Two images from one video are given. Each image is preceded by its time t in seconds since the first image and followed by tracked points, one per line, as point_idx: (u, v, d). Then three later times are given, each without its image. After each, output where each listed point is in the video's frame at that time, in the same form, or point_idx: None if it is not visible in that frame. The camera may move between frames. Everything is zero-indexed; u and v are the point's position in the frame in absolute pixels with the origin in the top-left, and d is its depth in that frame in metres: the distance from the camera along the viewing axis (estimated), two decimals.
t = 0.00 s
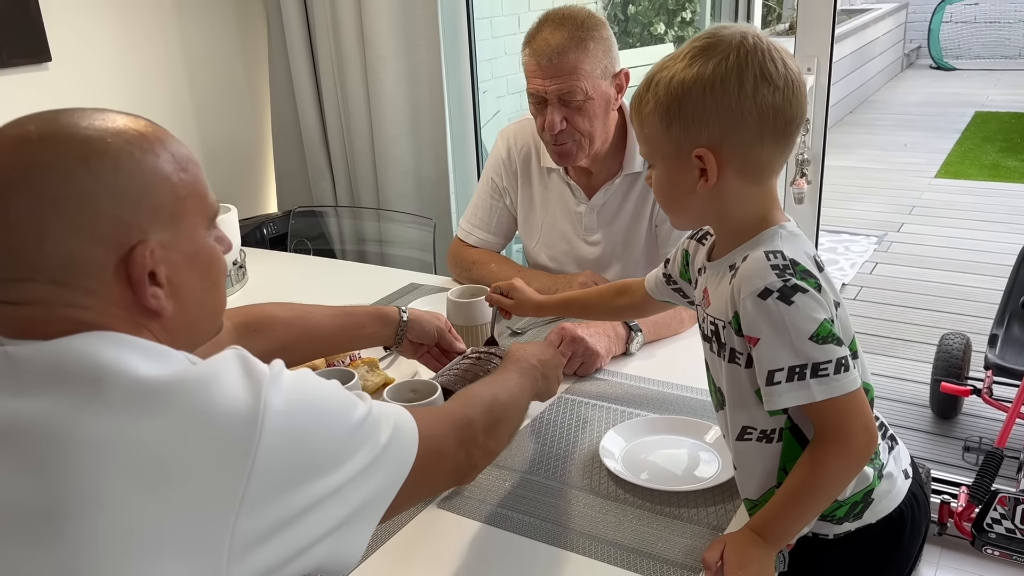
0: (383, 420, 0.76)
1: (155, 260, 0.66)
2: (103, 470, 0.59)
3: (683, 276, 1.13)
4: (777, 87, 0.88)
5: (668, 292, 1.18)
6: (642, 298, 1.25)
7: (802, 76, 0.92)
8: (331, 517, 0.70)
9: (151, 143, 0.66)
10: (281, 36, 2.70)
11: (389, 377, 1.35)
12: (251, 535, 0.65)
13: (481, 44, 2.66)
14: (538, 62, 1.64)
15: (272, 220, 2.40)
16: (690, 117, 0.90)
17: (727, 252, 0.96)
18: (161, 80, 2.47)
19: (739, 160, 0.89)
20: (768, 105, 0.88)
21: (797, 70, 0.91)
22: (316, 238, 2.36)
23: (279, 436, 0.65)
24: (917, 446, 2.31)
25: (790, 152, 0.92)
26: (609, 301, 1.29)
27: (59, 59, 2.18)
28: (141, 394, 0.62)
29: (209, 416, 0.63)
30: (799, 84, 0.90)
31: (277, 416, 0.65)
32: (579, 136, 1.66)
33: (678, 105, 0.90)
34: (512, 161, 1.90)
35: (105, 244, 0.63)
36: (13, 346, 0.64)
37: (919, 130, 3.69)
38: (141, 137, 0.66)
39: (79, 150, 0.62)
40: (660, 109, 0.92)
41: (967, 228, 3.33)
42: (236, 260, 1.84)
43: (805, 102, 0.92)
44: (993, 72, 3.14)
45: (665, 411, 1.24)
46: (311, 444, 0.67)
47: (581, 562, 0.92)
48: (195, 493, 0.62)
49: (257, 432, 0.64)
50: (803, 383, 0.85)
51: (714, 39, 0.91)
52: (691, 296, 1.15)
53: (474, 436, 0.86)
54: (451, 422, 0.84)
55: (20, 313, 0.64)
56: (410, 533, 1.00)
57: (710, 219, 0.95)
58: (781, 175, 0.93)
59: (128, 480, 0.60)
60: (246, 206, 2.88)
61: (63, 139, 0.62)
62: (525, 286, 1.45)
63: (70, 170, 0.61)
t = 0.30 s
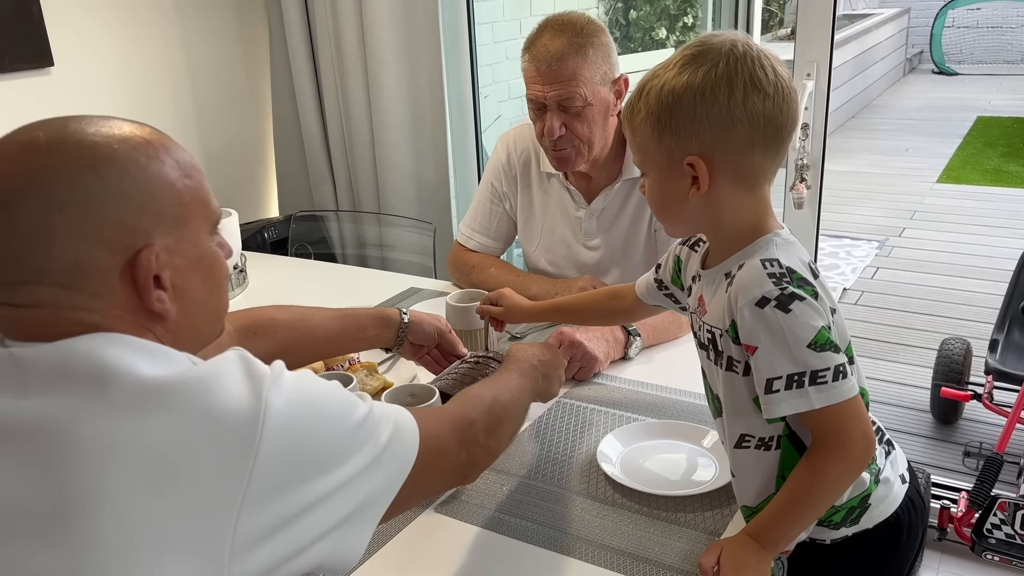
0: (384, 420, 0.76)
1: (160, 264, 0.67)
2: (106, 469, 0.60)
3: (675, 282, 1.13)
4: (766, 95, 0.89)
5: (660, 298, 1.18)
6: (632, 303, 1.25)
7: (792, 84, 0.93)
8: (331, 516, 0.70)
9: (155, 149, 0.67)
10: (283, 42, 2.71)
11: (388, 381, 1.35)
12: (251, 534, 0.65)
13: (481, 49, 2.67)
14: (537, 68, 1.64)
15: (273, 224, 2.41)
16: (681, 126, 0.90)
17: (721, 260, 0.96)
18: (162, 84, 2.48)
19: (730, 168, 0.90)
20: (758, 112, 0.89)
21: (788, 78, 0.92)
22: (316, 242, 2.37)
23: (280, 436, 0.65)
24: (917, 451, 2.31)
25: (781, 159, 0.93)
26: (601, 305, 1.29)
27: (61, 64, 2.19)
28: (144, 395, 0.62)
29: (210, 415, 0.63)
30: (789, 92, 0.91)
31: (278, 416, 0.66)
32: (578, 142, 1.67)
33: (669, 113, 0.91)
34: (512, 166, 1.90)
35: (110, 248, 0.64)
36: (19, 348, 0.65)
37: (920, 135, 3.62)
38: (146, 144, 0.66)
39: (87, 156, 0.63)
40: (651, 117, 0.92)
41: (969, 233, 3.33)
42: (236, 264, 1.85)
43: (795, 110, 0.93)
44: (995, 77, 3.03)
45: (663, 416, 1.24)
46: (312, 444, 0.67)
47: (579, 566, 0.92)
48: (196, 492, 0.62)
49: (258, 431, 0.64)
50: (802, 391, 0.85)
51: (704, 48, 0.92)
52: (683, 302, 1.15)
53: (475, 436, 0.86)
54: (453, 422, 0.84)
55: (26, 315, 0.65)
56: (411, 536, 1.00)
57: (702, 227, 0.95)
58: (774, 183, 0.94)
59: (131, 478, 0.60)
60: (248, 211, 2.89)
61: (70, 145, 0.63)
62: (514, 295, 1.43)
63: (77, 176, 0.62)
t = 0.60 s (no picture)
0: (382, 424, 0.76)
1: (159, 268, 0.67)
2: (106, 469, 0.60)
3: (673, 287, 1.14)
4: (772, 102, 0.89)
5: (657, 301, 1.18)
6: (628, 306, 1.25)
7: (802, 93, 0.93)
8: (330, 518, 0.70)
9: (154, 154, 0.67)
10: (286, 46, 2.73)
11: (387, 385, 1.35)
12: (250, 535, 0.66)
13: (482, 54, 2.67)
14: (537, 73, 1.65)
15: (274, 228, 2.41)
16: (686, 127, 0.91)
17: (723, 265, 0.96)
18: (164, 88, 2.49)
19: (731, 173, 0.90)
20: (762, 120, 0.89)
21: (797, 86, 0.92)
22: (317, 246, 2.37)
23: (278, 437, 0.66)
24: (917, 456, 2.30)
25: (783, 168, 0.92)
26: (598, 308, 1.29)
27: (63, 67, 2.20)
28: (143, 397, 0.62)
29: (209, 417, 0.63)
30: (797, 102, 0.91)
31: (277, 418, 0.66)
32: (577, 146, 1.67)
33: (675, 112, 0.91)
34: (512, 170, 1.91)
35: (111, 252, 0.64)
36: (19, 351, 0.65)
37: (922, 140, 3.61)
38: (146, 149, 0.67)
39: (87, 160, 0.63)
40: (659, 115, 0.93)
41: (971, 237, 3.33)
42: (237, 267, 1.86)
43: (802, 120, 0.92)
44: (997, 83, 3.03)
45: (664, 419, 1.25)
46: (310, 446, 0.68)
47: (577, 569, 0.92)
48: (195, 494, 0.63)
49: (257, 433, 0.65)
50: (807, 397, 0.85)
51: (716, 50, 0.92)
52: (680, 307, 1.15)
53: (473, 439, 0.87)
54: (450, 426, 0.85)
55: (26, 318, 0.65)
56: (409, 538, 1.00)
57: (703, 230, 0.96)
58: (776, 190, 0.94)
59: (130, 479, 0.61)
60: (250, 215, 2.90)
61: (70, 149, 0.63)
62: (516, 295, 1.45)
63: (78, 180, 0.62)
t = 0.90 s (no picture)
0: (384, 434, 0.77)
1: (165, 273, 0.68)
2: (111, 472, 0.61)
3: (674, 290, 1.14)
4: (770, 107, 0.89)
5: (660, 305, 1.19)
6: (635, 310, 1.26)
7: (803, 99, 0.93)
8: (331, 527, 0.71)
9: (161, 159, 0.68)
10: (289, 50, 2.74)
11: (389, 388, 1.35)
12: (252, 542, 0.66)
13: (485, 58, 2.68)
14: (539, 77, 1.65)
15: (276, 231, 2.43)
16: (684, 130, 0.92)
17: (721, 268, 0.96)
18: (167, 91, 2.50)
19: (727, 176, 0.91)
20: (759, 124, 0.89)
21: (798, 92, 0.92)
22: (319, 249, 2.37)
23: (283, 443, 0.66)
24: (919, 460, 2.30)
25: (781, 174, 0.92)
26: (606, 311, 1.30)
27: (67, 71, 2.21)
28: (149, 401, 0.63)
29: (215, 422, 0.64)
30: (796, 108, 0.91)
31: (282, 424, 0.67)
32: (579, 151, 1.68)
33: (674, 114, 0.92)
34: (513, 174, 1.91)
35: (117, 257, 0.65)
36: (24, 355, 0.66)
37: (924, 143, 3.68)
38: (154, 154, 0.67)
39: (95, 165, 0.64)
40: (659, 117, 0.94)
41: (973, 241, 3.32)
42: (239, 270, 1.86)
43: (802, 126, 0.92)
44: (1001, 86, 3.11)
45: (665, 423, 1.25)
46: (314, 453, 0.68)
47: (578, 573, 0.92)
48: (199, 499, 0.63)
49: (262, 439, 0.65)
50: (804, 400, 0.85)
51: (719, 54, 0.93)
52: (681, 310, 1.15)
53: (474, 457, 0.87)
54: (452, 444, 0.85)
55: (31, 321, 0.66)
56: (410, 541, 1.01)
57: (701, 232, 0.96)
58: (774, 194, 0.94)
59: (134, 482, 0.61)
60: (252, 218, 2.91)
61: (78, 154, 0.64)
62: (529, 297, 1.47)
63: (86, 184, 0.63)
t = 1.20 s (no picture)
0: (387, 443, 0.77)
1: (164, 278, 0.68)
2: (112, 478, 0.61)
3: (674, 294, 1.14)
4: (756, 113, 0.90)
5: (661, 308, 1.19)
6: (639, 313, 1.26)
7: (787, 104, 0.94)
8: (331, 535, 0.71)
9: (162, 163, 0.68)
10: (291, 54, 2.75)
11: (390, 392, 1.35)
12: (252, 549, 0.66)
13: (487, 61, 2.69)
14: (541, 80, 1.66)
15: (278, 235, 2.44)
16: (671, 140, 0.92)
17: (717, 275, 0.96)
18: (169, 94, 2.51)
19: (717, 183, 0.91)
20: (746, 130, 0.90)
21: (781, 98, 0.93)
22: (321, 252, 2.37)
23: (286, 450, 0.67)
24: (920, 463, 2.30)
25: (771, 178, 0.93)
26: (610, 313, 1.30)
27: (70, 73, 2.22)
28: (152, 407, 0.63)
29: (217, 429, 0.64)
30: (781, 112, 0.92)
31: (285, 430, 0.67)
32: (581, 153, 1.68)
33: (660, 126, 0.93)
34: (514, 177, 1.92)
35: (116, 262, 0.65)
36: (24, 359, 0.66)
37: (925, 147, 3.73)
38: (154, 158, 0.68)
39: (95, 169, 0.64)
40: (646, 129, 0.94)
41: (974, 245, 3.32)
42: (241, 273, 1.87)
43: (787, 129, 0.93)
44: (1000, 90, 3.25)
45: (665, 425, 1.25)
46: (316, 460, 0.68)
47: None
48: (200, 506, 0.63)
49: (265, 446, 0.65)
50: (804, 405, 0.85)
51: (702, 63, 0.94)
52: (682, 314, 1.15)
53: (473, 472, 0.87)
54: (452, 456, 0.85)
55: (31, 326, 0.66)
56: (409, 545, 1.00)
57: (696, 240, 0.96)
58: (765, 199, 0.94)
59: (136, 488, 0.61)
60: (254, 222, 2.91)
61: (79, 157, 0.64)
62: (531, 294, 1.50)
63: (86, 189, 0.63)
